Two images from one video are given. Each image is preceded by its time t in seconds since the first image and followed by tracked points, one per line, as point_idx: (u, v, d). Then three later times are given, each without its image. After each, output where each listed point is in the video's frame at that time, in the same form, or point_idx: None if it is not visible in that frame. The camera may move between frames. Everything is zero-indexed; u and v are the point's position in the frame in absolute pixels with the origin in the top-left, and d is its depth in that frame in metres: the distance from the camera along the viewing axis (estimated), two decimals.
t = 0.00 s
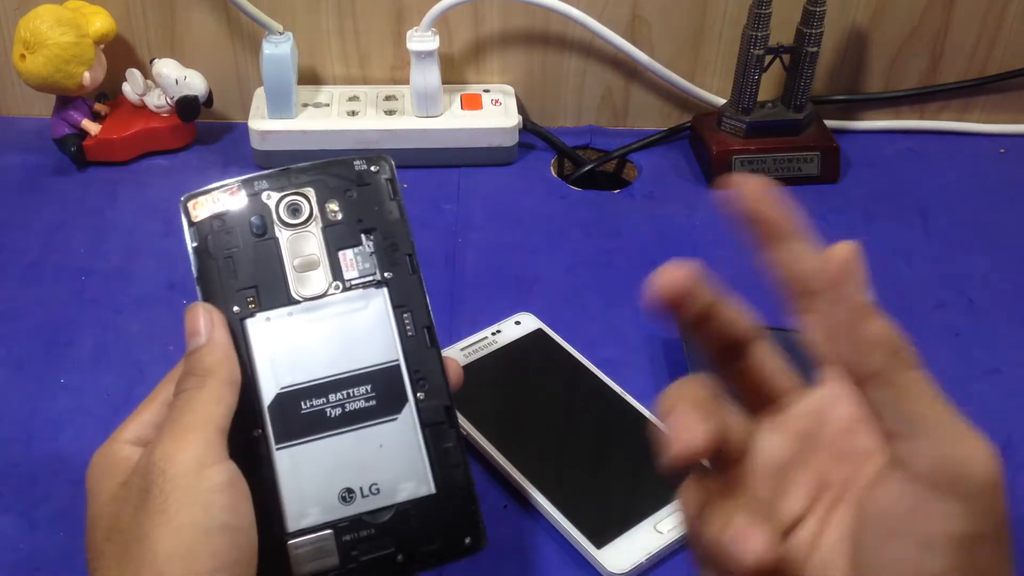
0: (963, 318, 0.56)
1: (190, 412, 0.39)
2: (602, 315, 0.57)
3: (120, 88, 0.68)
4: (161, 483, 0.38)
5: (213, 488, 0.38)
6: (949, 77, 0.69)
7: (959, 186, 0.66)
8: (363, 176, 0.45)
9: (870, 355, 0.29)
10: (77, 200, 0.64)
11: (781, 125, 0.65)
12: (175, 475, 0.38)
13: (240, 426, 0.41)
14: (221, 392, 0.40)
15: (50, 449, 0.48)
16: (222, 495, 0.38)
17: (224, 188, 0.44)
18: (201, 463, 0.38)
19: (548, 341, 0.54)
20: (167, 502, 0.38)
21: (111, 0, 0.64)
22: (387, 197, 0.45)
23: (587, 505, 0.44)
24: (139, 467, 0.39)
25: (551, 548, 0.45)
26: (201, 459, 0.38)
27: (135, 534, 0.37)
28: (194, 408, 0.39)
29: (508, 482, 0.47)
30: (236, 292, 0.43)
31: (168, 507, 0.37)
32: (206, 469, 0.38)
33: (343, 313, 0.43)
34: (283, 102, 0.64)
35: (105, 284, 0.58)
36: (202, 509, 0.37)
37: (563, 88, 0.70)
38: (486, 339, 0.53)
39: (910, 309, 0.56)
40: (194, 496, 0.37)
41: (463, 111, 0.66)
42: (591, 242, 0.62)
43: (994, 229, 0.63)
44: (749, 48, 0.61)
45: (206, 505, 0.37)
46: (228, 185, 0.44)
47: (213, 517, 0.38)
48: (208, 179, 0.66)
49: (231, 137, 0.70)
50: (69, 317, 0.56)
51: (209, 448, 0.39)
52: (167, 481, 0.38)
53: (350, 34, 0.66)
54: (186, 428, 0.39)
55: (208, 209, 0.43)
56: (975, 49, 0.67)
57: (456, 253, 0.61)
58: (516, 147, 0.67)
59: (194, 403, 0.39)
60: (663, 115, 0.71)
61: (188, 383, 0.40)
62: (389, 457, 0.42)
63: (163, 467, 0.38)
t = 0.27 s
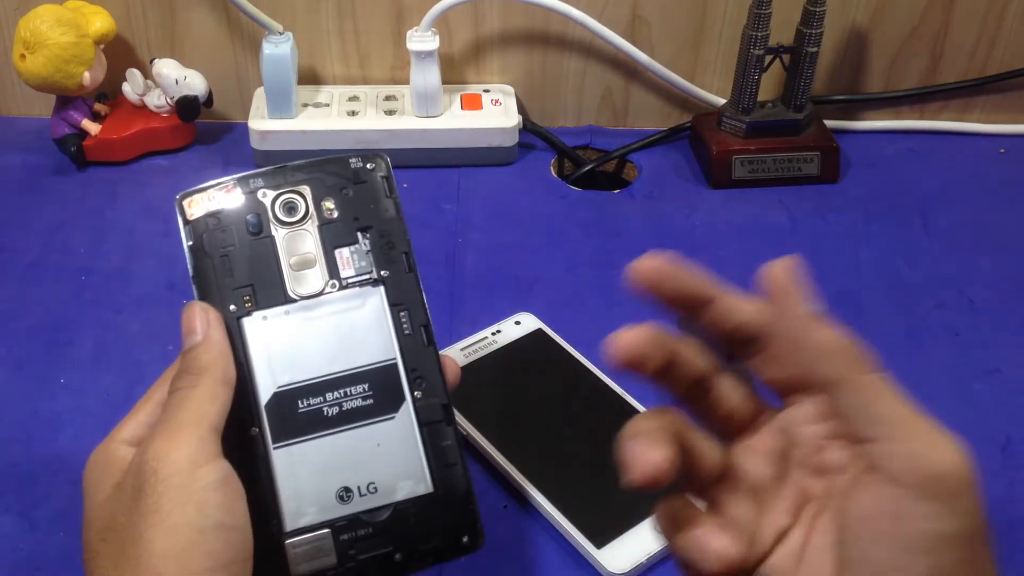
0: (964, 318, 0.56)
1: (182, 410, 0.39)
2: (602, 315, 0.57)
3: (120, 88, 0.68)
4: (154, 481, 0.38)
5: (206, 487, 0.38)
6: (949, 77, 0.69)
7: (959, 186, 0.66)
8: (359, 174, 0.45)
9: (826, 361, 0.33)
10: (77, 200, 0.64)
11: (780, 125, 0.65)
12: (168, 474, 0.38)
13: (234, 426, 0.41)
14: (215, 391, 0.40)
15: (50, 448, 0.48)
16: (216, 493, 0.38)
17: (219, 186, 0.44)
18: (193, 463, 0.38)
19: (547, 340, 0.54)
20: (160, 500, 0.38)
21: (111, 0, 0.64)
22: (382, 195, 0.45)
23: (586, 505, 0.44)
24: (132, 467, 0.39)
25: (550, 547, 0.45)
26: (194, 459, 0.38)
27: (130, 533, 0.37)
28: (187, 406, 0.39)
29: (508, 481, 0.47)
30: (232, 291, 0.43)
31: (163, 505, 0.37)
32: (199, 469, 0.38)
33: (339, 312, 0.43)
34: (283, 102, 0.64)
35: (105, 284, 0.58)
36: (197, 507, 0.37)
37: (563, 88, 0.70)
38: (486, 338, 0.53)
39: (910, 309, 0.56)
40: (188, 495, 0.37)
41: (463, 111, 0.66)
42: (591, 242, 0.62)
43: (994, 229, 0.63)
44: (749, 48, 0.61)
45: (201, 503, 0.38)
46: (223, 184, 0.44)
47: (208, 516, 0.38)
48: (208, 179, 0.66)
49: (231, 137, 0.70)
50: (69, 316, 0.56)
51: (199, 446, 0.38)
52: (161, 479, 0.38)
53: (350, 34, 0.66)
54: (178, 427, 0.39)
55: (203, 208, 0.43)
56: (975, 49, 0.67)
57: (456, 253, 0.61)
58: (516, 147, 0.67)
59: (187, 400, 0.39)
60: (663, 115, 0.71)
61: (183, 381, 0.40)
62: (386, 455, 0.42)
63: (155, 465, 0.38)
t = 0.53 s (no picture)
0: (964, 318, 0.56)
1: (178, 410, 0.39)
2: (602, 315, 0.57)
3: (121, 88, 0.68)
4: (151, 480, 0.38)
5: (203, 486, 0.38)
6: (949, 77, 0.69)
7: (959, 186, 0.66)
8: (355, 173, 0.46)
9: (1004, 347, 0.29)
10: (77, 200, 0.64)
11: (780, 125, 0.65)
12: (164, 474, 0.38)
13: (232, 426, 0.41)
14: (211, 391, 0.39)
15: (50, 448, 0.49)
16: (213, 492, 0.38)
17: (215, 187, 0.44)
18: (189, 463, 0.38)
19: (545, 339, 0.54)
20: (157, 499, 0.38)
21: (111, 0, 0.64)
22: (378, 193, 0.46)
23: (585, 504, 0.44)
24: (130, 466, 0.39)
25: (550, 547, 0.45)
26: (189, 459, 0.38)
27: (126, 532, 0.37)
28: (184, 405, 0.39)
29: (507, 481, 0.47)
30: (229, 291, 0.43)
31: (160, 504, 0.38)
32: (195, 468, 0.38)
33: (336, 310, 0.43)
34: (283, 102, 0.64)
35: (105, 284, 0.58)
36: (194, 506, 0.38)
37: (563, 88, 0.70)
38: (486, 338, 0.53)
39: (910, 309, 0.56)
40: (184, 494, 0.37)
41: (463, 111, 0.66)
42: (591, 242, 0.62)
43: (994, 229, 0.63)
44: (749, 48, 0.61)
45: (197, 502, 0.38)
46: (219, 184, 0.44)
47: (205, 514, 0.38)
48: (208, 179, 0.66)
49: (231, 137, 0.70)
50: (69, 316, 0.56)
51: (195, 446, 0.38)
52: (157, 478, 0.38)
53: (350, 34, 0.66)
54: (174, 426, 0.39)
55: (199, 209, 0.43)
56: (975, 49, 0.67)
57: (456, 253, 0.61)
58: (516, 147, 0.67)
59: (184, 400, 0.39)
60: (662, 115, 0.71)
61: (178, 381, 0.40)
62: (385, 453, 0.42)
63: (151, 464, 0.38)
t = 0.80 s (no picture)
0: (963, 318, 0.56)
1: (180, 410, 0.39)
2: (602, 315, 0.57)
3: (120, 88, 0.68)
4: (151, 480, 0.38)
5: (202, 486, 0.38)
6: (949, 77, 0.69)
7: (959, 186, 0.66)
8: (356, 174, 0.46)
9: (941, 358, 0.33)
10: (77, 200, 0.64)
11: (781, 125, 0.65)
12: (165, 474, 0.38)
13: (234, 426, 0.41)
14: (212, 391, 0.40)
15: (50, 448, 0.49)
16: (212, 492, 0.38)
17: (216, 188, 0.44)
18: (190, 463, 0.38)
19: (547, 339, 0.54)
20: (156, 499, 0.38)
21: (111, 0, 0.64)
22: (379, 194, 0.46)
23: (586, 504, 0.45)
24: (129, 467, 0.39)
25: (550, 547, 0.45)
26: (189, 459, 0.38)
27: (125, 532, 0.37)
28: (185, 405, 0.39)
29: (508, 481, 0.47)
30: (231, 292, 0.43)
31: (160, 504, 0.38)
32: (195, 468, 0.38)
33: (338, 311, 0.43)
34: (283, 102, 0.64)
35: (105, 284, 0.58)
36: (193, 506, 0.37)
37: (563, 88, 0.70)
38: (486, 338, 0.53)
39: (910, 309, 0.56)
40: (184, 494, 0.37)
41: (463, 111, 0.66)
42: (591, 242, 0.62)
43: (994, 229, 0.63)
44: (749, 48, 0.61)
45: (197, 501, 0.38)
46: (220, 185, 0.44)
47: (205, 514, 0.38)
48: (208, 179, 0.66)
49: (232, 137, 0.70)
50: (69, 316, 0.56)
51: (195, 447, 0.38)
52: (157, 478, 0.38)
53: (350, 34, 0.66)
54: (175, 427, 0.39)
55: (201, 210, 0.43)
56: (975, 49, 0.67)
57: (456, 253, 0.61)
58: (516, 147, 0.67)
59: (185, 400, 0.39)
60: (662, 115, 0.71)
61: (179, 381, 0.40)
62: (386, 453, 0.42)
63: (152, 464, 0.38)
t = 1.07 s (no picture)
0: (963, 318, 0.56)
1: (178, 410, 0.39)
2: (602, 315, 0.57)
3: (121, 88, 0.68)
4: (150, 480, 0.38)
5: (201, 486, 0.38)
6: (949, 77, 0.69)
7: (959, 186, 0.66)
8: (355, 174, 0.46)
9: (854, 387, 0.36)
10: (77, 200, 0.64)
11: (780, 125, 0.65)
12: (163, 474, 0.38)
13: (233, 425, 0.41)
14: (211, 391, 0.39)
15: (50, 448, 0.49)
16: (211, 492, 0.38)
17: (215, 188, 0.44)
18: (189, 462, 0.38)
19: (546, 340, 0.54)
20: (155, 499, 0.37)
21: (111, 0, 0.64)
22: (378, 194, 0.46)
23: (586, 504, 0.44)
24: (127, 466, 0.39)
25: (550, 547, 0.44)
26: (187, 458, 0.38)
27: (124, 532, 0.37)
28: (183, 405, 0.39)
29: (507, 482, 0.47)
30: (230, 292, 0.43)
31: (159, 504, 0.37)
32: (193, 468, 0.38)
33: (337, 311, 0.43)
34: (283, 102, 0.64)
35: (105, 284, 0.58)
36: (192, 506, 0.37)
37: (563, 88, 0.70)
38: (486, 338, 0.53)
39: (910, 309, 0.56)
40: (183, 494, 0.37)
41: (463, 111, 0.66)
42: (591, 242, 0.62)
43: (994, 229, 0.63)
44: (749, 48, 0.61)
45: (196, 501, 0.38)
46: (219, 185, 0.44)
47: (203, 514, 0.38)
48: (208, 179, 0.66)
49: (232, 137, 0.70)
50: (69, 317, 0.56)
51: (194, 446, 0.38)
52: (156, 478, 0.38)
53: (350, 34, 0.66)
54: (174, 427, 0.38)
55: (200, 210, 0.44)
56: (976, 49, 0.67)
57: (456, 253, 0.61)
58: (516, 147, 0.67)
59: (183, 400, 0.39)
60: (662, 115, 0.71)
61: (177, 381, 0.40)
62: (386, 453, 0.42)
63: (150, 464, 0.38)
